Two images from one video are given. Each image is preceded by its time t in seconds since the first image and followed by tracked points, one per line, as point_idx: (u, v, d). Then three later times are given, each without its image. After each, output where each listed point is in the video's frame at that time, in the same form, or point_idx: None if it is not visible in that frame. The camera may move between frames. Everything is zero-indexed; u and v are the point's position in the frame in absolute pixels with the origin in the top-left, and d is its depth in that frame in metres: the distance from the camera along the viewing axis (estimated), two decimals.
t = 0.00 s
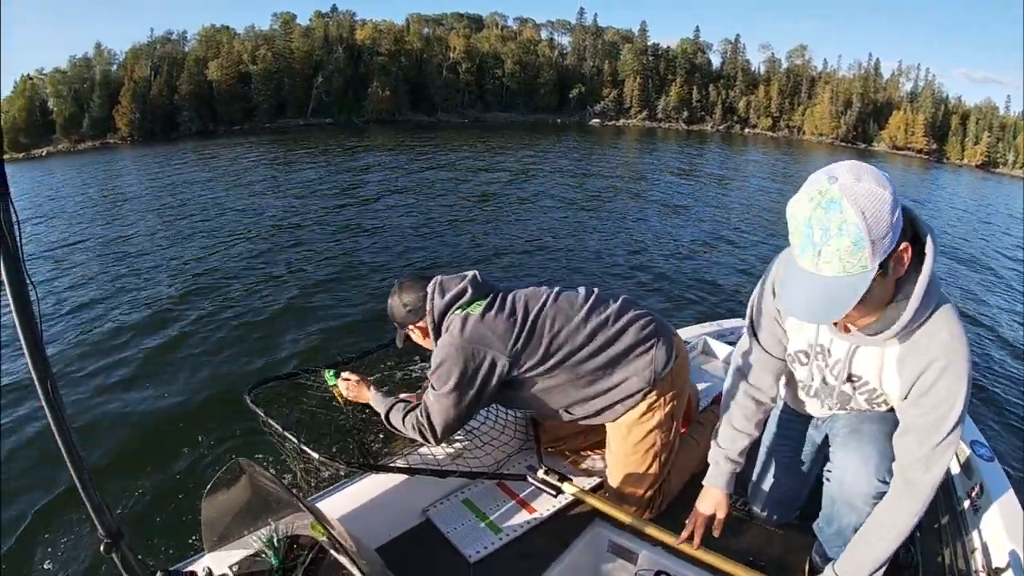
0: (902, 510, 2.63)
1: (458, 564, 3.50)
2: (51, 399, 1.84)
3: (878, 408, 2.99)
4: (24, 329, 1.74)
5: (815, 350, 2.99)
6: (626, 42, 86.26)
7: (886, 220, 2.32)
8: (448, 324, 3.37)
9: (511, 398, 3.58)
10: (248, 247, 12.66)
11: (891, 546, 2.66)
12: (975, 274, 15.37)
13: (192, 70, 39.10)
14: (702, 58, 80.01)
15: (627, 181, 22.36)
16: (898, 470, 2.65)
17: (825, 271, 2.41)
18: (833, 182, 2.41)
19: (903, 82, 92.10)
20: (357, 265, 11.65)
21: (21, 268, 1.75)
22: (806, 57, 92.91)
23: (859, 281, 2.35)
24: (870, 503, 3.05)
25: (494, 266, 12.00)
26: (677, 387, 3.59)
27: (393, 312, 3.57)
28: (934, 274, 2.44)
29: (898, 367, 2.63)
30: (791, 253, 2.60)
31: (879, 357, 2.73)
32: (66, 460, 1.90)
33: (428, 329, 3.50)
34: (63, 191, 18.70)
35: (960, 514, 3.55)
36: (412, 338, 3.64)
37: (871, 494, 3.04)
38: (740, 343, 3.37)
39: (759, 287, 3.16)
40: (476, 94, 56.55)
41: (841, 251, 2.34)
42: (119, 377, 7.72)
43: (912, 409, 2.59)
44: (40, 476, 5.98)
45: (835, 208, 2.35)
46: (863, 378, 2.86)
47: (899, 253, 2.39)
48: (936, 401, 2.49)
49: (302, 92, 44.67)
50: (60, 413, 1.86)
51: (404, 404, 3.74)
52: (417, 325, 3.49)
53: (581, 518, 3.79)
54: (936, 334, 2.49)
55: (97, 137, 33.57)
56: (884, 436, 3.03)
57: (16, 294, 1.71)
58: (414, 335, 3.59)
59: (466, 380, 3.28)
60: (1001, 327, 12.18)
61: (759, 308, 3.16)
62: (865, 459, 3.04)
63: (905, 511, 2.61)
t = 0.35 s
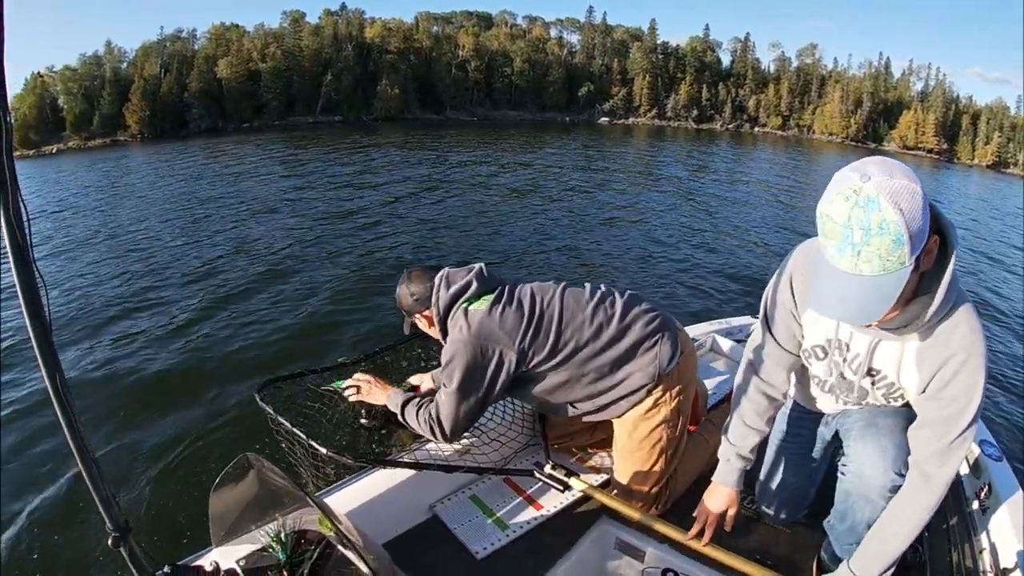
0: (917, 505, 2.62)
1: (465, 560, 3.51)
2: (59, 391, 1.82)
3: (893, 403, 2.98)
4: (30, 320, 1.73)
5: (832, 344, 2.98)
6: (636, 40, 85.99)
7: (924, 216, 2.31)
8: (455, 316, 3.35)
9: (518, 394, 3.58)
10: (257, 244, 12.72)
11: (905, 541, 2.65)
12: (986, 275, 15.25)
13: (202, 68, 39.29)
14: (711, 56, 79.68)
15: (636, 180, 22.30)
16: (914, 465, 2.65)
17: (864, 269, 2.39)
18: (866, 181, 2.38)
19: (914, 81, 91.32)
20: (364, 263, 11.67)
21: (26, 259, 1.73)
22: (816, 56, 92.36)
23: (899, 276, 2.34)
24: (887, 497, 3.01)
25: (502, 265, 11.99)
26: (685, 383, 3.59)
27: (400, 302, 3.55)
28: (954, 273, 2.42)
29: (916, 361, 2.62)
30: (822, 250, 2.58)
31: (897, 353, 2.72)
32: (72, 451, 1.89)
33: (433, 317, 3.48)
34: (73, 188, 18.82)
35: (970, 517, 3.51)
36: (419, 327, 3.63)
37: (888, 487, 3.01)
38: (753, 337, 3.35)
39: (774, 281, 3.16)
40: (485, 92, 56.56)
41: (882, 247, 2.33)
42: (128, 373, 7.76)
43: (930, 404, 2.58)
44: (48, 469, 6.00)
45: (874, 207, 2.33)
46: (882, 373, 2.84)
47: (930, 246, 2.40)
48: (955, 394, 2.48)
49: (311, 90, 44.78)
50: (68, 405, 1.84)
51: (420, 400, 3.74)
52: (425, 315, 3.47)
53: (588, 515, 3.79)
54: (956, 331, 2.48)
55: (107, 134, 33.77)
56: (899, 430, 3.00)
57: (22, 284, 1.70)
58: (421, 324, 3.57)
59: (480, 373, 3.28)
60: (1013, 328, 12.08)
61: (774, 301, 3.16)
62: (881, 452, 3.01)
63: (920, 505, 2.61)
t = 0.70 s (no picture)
0: (921, 507, 2.60)
1: (469, 561, 3.51)
2: (67, 394, 1.83)
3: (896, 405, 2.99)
4: (39, 324, 1.74)
5: (841, 346, 2.98)
6: (641, 38, 85.83)
7: (920, 222, 2.30)
8: (461, 316, 3.34)
9: (525, 393, 3.58)
10: (262, 243, 12.75)
11: (909, 540, 2.63)
12: (992, 275, 15.17)
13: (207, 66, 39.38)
14: (717, 55, 79.45)
15: (640, 179, 22.25)
16: (918, 466, 2.64)
17: (845, 248, 2.45)
18: (886, 171, 2.38)
19: (921, 80, 90.72)
20: (368, 262, 11.67)
21: (36, 263, 1.74)
22: (822, 55, 91.98)
23: (869, 269, 2.37)
24: (892, 496, 3.01)
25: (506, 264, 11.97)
26: (690, 386, 3.58)
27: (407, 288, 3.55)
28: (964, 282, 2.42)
29: (923, 364, 2.63)
30: (826, 232, 2.62)
31: (904, 357, 2.72)
32: (80, 452, 1.91)
33: (443, 307, 3.45)
34: (78, 185, 18.87)
35: (974, 516, 3.48)
36: (428, 317, 3.61)
37: (892, 487, 3.01)
38: (760, 338, 3.34)
39: (783, 283, 3.15)
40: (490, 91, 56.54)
41: (862, 236, 2.37)
42: (133, 372, 7.78)
43: (935, 407, 2.58)
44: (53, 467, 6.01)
45: (873, 194, 2.36)
46: (889, 376, 2.84)
47: (923, 263, 2.36)
48: (962, 398, 2.49)
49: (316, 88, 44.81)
50: (76, 408, 1.86)
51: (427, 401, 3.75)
52: (432, 306, 3.45)
53: (590, 516, 3.79)
54: (965, 338, 2.48)
55: (112, 132, 33.87)
56: (902, 430, 3.01)
57: (31, 288, 1.71)
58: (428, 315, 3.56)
59: (473, 376, 3.29)
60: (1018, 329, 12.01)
61: (782, 300, 3.15)
62: (884, 452, 3.01)
63: (924, 507, 2.59)
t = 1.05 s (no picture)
0: (913, 509, 2.60)
1: (469, 559, 3.52)
2: (71, 389, 1.82)
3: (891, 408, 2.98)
4: (43, 317, 1.72)
5: (836, 348, 2.98)
6: (645, 39, 85.78)
7: (910, 222, 2.30)
8: (460, 321, 3.36)
9: (522, 393, 3.58)
10: (264, 241, 12.76)
11: (902, 542, 2.62)
12: (994, 279, 15.15)
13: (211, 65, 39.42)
14: (721, 57, 79.34)
15: (643, 180, 22.24)
16: (911, 469, 2.63)
17: (835, 246, 2.47)
18: (880, 171, 2.39)
19: (925, 83, 90.41)
20: (370, 261, 11.68)
21: (42, 257, 1.73)
22: (826, 57, 91.76)
23: (855, 266, 2.39)
24: (887, 498, 3.00)
25: (508, 264, 11.97)
26: (688, 386, 3.57)
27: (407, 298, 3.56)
28: (958, 285, 2.41)
29: (916, 367, 2.62)
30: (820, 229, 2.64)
31: (898, 359, 2.71)
32: (85, 447, 1.89)
33: (443, 317, 3.46)
34: (82, 183, 18.91)
35: (971, 520, 3.47)
36: (428, 329, 3.60)
37: (886, 487, 3.00)
38: (757, 340, 3.33)
39: (781, 284, 3.16)
40: (493, 91, 56.52)
41: (851, 233, 2.39)
42: (134, 368, 7.79)
43: (927, 409, 2.58)
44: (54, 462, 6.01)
45: (865, 192, 2.38)
46: (884, 379, 2.84)
47: (911, 265, 2.35)
48: (954, 400, 2.48)
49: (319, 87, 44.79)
50: (79, 404, 1.85)
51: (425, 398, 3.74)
52: (431, 316, 3.46)
53: (590, 516, 3.79)
54: (957, 341, 2.48)
55: (116, 130, 33.92)
56: (898, 431, 3.00)
57: (36, 282, 1.70)
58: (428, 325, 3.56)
59: (468, 376, 3.29)
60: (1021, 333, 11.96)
61: (780, 302, 3.15)
62: (879, 453, 3.00)
63: (916, 509, 2.59)
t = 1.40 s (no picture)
0: (909, 509, 2.59)
1: (468, 557, 3.52)
2: (73, 389, 1.80)
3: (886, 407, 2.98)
4: (47, 320, 1.70)
5: (831, 347, 2.98)
6: (648, 42, 85.81)
7: (903, 217, 2.31)
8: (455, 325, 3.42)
9: (519, 394, 3.58)
10: (266, 242, 12.79)
11: (899, 542, 2.60)
12: (996, 281, 15.11)
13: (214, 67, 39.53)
14: (724, 59, 79.29)
15: (646, 182, 22.22)
16: (907, 468, 2.62)
17: (827, 242, 2.47)
18: (872, 169, 2.41)
19: (928, 86, 90.16)
20: (372, 263, 11.68)
21: (45, 253, 1.70)
22: (829, 59, 91.60)
23: (848, 261, 2.38)
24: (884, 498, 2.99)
25: (509, 266, 11.98)
26: (685, 384, 3.56)
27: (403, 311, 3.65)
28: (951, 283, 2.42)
29: (910, 366, 2.63)
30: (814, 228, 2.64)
31: (893, 358, 2.71)
32: (87, 449, 1.89)
33: (438, 328, 3.55)
34: (85, 184, 18.97)
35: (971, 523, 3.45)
36: (423, 341, 3.70)
37: (881, 488, 2.98)
38: (754, 339, 3.33)
39: (778, 283, 3.16)
40: (496, 94, 56.58)
41: (844, 228, 2.39)
42: (135, 367, 7.78)
43: (922, 409, 2.58)
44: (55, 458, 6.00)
45: (857, 189, 2.39)
46: (879, 377, 2.84)
47: (904, 261, 2.35)
48: (948, 400, 2.48)
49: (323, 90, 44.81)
50: (82, 404, 1.83)
51: (422, 397, 3.75)
52: (426, 327, 3.55)
53: (588, 516, 3.78)
54: (950, 339, 2.48)
55: (120, 131, 34.10)
56: (894, 431, 2.98)
57: (38, 279, 1.67)
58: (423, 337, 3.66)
59: (463, 376, 3.28)
60: None
61: (776, 301, 3.16)
62: (872, 453, 2.98)
63: (912, 509, 2.58)
